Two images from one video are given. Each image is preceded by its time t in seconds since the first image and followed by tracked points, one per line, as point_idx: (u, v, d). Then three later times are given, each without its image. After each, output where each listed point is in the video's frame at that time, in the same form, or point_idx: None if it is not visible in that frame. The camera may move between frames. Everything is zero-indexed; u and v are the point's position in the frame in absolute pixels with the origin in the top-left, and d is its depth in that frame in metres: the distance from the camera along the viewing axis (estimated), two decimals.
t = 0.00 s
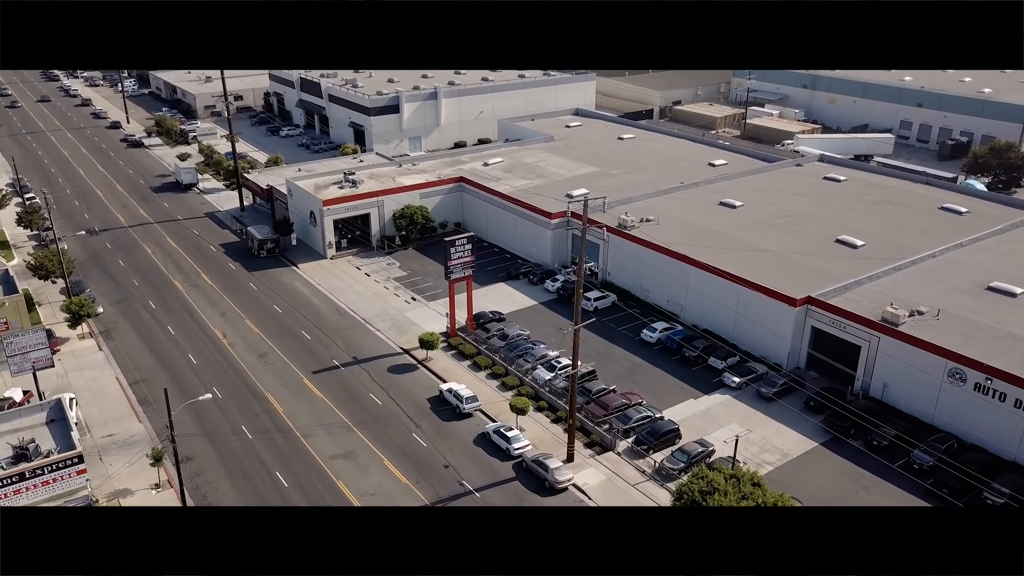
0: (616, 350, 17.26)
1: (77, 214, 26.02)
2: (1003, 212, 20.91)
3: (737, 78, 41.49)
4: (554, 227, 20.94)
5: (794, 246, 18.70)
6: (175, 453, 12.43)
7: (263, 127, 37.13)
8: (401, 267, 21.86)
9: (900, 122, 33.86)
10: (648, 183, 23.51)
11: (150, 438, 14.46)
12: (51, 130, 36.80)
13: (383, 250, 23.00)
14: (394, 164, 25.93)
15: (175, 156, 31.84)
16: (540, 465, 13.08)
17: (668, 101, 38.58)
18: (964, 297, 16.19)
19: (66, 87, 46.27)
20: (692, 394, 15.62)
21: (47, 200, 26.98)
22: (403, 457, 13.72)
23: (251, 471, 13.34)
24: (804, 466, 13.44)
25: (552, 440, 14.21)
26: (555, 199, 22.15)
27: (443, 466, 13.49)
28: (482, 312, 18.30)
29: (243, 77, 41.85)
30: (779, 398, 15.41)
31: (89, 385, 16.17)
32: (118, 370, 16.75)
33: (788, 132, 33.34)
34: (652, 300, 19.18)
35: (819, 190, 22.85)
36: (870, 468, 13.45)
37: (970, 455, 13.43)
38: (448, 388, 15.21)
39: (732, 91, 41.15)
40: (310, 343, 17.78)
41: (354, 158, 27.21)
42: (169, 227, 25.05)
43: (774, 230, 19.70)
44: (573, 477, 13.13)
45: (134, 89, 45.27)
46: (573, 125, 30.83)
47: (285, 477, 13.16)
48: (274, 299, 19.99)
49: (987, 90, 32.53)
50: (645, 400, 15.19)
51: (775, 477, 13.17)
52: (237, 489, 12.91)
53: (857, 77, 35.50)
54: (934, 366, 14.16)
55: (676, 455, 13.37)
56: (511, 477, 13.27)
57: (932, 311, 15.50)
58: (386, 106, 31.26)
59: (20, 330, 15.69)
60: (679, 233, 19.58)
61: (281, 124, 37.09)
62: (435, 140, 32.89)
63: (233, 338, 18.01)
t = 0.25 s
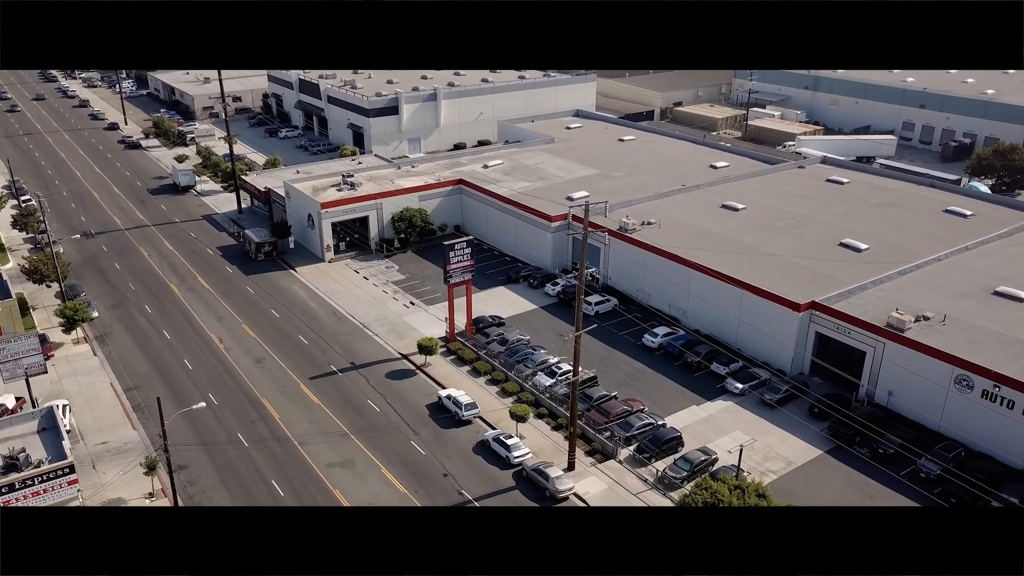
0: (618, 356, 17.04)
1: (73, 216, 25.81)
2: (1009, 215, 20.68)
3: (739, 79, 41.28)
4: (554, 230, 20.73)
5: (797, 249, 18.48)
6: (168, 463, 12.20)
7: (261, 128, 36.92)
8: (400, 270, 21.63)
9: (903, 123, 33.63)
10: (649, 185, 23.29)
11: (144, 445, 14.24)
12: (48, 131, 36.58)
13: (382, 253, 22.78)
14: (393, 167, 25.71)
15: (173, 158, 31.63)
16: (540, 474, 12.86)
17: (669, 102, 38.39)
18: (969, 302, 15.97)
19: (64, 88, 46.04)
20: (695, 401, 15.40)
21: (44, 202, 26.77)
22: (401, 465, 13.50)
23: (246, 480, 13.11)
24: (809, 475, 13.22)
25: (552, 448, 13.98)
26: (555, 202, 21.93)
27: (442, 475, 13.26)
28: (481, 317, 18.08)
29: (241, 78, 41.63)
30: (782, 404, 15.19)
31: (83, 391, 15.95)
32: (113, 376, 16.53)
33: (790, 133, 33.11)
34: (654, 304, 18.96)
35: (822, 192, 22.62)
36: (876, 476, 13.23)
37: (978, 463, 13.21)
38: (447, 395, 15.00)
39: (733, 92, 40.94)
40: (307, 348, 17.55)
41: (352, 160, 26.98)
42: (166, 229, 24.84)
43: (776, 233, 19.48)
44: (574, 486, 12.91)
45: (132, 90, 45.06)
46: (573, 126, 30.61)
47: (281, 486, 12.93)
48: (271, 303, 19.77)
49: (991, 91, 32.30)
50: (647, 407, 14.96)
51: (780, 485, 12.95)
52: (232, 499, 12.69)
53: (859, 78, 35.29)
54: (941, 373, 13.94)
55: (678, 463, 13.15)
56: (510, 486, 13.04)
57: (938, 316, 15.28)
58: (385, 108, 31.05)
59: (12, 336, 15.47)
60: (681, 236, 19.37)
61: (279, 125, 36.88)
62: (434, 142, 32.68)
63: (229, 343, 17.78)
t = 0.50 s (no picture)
0: (619, 361, 16.81)
1: (69, 219, 25.58)
2: (1014, 218, 20.46)
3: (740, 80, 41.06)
4: (554, 233, 20.50)
5: (800, 253, 18.25)
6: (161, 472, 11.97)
7: (259, 129, 36.70)
8: (398, 274, 21.42)
9: (905, 124, 33.41)
10: (650, 187, 23.07)
11: (138, 453, 14.01)
12: (45, 133, 36.36)
13: (380, 256, 22.56)
14: (392, 169, 25.50)
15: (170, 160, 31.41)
16: (540, 483, 12.65)
17: (669, 103, 38.21)
18: (976, 307, 15.74)
19: (61, 89, 45.84)
20: (697, 408, 15.17)
21: (40, 205, 26.55)
22: (400, 474, 13.28)
23: (241, 489, 12.88)
24: (814, 484, 12.99)
25: (553, 456, 13.75)
26: (556, 204, 21.71)
27: (440, 483, 13.05)
28: (481, 321, 17.86)
29: (240, 79, 41.41)
30: (786, 412, 14.96)
31: (77, 398, 15.72)
32: (107, 382, 16.30)
33: (792, 135, 32.90)
34: (656, 308, 18.74)
35: (825, 195, 22.41)
36: (883, 485, 13.01)
37: (986, 472, 12.97)
38: (445, 401, 14.79)
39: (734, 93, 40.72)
40: (304, 353, 17.33)
41: (351, 162, 26.76)
42: (163, 232, 24.62)
43: (779, 236, 19.26)
44: (574, 495, 12.69)
45: (130, 91, 44.83)
46: (573, 127, 30.40)
47: (277, 496, 12.70)
48: (269, 307, 19.55)
49: (994, 92, 32.08)
50: (649, 414, 14.73)
51: (784, 495, 12.72)
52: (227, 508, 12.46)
53: (861, 79, 35.08)
54: (948, 380, 13.72)
55: (681, 472, 12.93)
56: (510, 495, 12.82)
57: (945, 322, 15.05)
58: (384, 109, 30.82)
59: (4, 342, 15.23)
60: (683, 240, 19.14)
61: (278, 127, 36.66)
62: (434, 143, 32.46)
63: (225, 348, 17.56)
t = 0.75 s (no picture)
0: (620, 367, 16.59)
1: (65, 222, 25.35)
2: (1019, 221, 20.23)
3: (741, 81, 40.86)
4: (555, 236, 20.28)
5: (804, 257, 18.03)
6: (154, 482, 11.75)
7: (258, 131, 36.48)
8: (397, 278, 21.19)
9: (908, 126, 33.18)
10: (652, 190, 22.85)
11: (132, 461, 13.79)
12: (42, 134, 36.14)
13: (379, 259, 22.33)
14: (390, 171, 25.28)
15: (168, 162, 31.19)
16: (540, 492, 12.45)
17: (670, 104, 38.02)
18: (982, 312, 15.52)
19: (59, 90, 45.61)
20: (700, 415, 14.95)
21: (36, 208, 26.34)
22: (397, 483, 13.05)
23: (236, 499, 12.66)
24: (819, 493, 12.77)
25: (553, 465, 13.53)
26: (556, 207, 21.49)
27: (439, 492, 12.83)
28: (480, 326, 17.64)
29: (238, 80, 41.20)
30: (790, 419, 14.74)
31: (71, 404, 15.50)
32: (101, 388, 16.07)
33: (793, 137, 32.68)
34: (657, 313, 18.52)
35: (828, 197, 22.19)
36: (889, 495, 12.79)
37: (994, 482, 12.75)
38: (444, 408, 14.57)
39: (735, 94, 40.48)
40: (301, 359, 17.11)
41: (350, 164, 26.55)
42: (160, 235, 24.40)
43: (782, 240, 19.04)
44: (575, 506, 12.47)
45: (128, 92, 44.61)
46: (573, 129, 30.18)
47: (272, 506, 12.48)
48: (266, 311, 19.33)
49: (997, 94, 31.86)
50: (651, 422, 14.51)
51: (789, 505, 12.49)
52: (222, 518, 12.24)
53: (863, 80, 34.86)
54: (955, 387, 13.51)
55: (684, 482, 12.72)
56: (509, 505, 12.60)
57: (951, 328, 14.83)
58: (383, 111, 30.59)
59: None
60: (685, 243, 18.92)
61: (276, 128, 36.45)
62: (433, 145, 32.24)
63: (221, 354, 17.34)
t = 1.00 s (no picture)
0: (621, 373, 16.37)
1: (61, 224, 25.13)
2: None
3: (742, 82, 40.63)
4: (555, 240, 20.08)
5: (807, 261, 17.82)
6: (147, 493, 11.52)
7: (256, 132, 36.26)
8: (395, 281, 20.98)
9: (910, 127, 32.96)
10: (653, 193, 22.63)
11: (125, 470, 13.57)
12: (39, 136, 35.93)
13: (377, 262, 22.11)
14: (389, 173, 25.06)
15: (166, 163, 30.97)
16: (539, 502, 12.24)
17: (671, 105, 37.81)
18: (989, 318, 15.31)
19: (57, 91, 45.38)
20: (702, 422, 14.72)
21: (32, 210, 26.12)
22: (395, 492, 12.83)
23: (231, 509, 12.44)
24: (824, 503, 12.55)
25: (553, 474, 13.30)
26: (556, 210, 21.27)
27: (437, 502, 12.61)
28: (480, 331, 17.42)
29: (237, 81, 40.98)
30: (795, 426, 14.52)
31: (64, 411, 15.28)
32: (95, 394, 15.85)
33: (795, 138, 32.48)
34: (659, 317, 18.30)
35: (830, 200, 21.98)
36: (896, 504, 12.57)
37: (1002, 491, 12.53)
38: (443, 416, 14.34)
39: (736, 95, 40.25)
40: (298, 364, 16.89)
41: (348, 166, 26.34)
42: (157, 237, 24.19)
43: (785, 243, 18.82)
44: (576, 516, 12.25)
45: (126, 93, 44.38)
46: (574, 131, 29.97)
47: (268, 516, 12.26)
48: (263, 316, 19.10)
49: (1000, 95, 31.63)
50: (653, 429, 14.29)
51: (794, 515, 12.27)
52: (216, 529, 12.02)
53: (865, 81, 34.64)
54: (962, 395, 13.29)
55: (687, 491, 12.51)
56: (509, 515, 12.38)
57: (958, 333, 14.62)
58: (382, 112, 30.37)
59: None
60: (686, 247, 18.70)
61: (275, 130, 36.24)
62: (433, 146, 32.03)
63: (218, 359, 17.12)
